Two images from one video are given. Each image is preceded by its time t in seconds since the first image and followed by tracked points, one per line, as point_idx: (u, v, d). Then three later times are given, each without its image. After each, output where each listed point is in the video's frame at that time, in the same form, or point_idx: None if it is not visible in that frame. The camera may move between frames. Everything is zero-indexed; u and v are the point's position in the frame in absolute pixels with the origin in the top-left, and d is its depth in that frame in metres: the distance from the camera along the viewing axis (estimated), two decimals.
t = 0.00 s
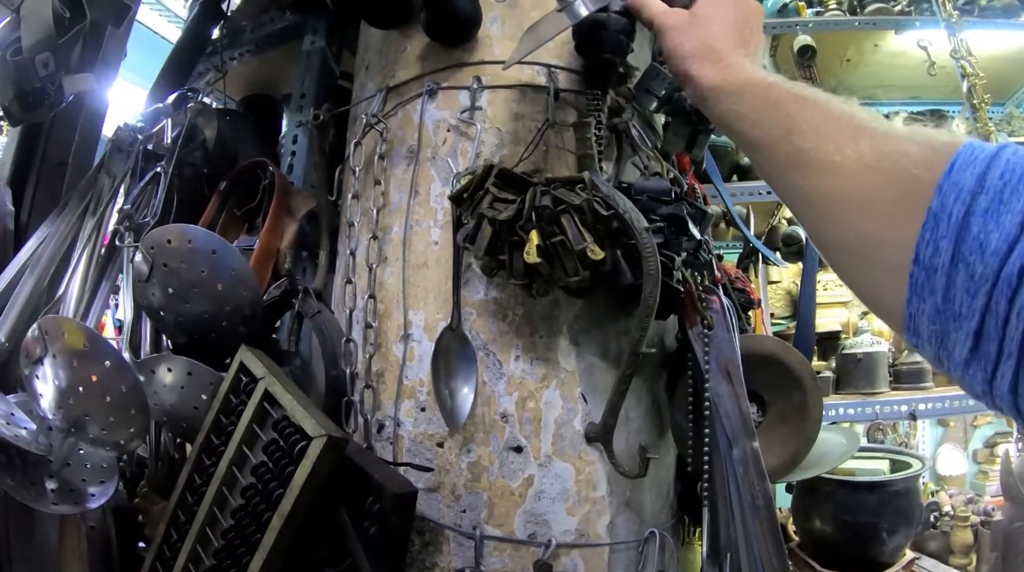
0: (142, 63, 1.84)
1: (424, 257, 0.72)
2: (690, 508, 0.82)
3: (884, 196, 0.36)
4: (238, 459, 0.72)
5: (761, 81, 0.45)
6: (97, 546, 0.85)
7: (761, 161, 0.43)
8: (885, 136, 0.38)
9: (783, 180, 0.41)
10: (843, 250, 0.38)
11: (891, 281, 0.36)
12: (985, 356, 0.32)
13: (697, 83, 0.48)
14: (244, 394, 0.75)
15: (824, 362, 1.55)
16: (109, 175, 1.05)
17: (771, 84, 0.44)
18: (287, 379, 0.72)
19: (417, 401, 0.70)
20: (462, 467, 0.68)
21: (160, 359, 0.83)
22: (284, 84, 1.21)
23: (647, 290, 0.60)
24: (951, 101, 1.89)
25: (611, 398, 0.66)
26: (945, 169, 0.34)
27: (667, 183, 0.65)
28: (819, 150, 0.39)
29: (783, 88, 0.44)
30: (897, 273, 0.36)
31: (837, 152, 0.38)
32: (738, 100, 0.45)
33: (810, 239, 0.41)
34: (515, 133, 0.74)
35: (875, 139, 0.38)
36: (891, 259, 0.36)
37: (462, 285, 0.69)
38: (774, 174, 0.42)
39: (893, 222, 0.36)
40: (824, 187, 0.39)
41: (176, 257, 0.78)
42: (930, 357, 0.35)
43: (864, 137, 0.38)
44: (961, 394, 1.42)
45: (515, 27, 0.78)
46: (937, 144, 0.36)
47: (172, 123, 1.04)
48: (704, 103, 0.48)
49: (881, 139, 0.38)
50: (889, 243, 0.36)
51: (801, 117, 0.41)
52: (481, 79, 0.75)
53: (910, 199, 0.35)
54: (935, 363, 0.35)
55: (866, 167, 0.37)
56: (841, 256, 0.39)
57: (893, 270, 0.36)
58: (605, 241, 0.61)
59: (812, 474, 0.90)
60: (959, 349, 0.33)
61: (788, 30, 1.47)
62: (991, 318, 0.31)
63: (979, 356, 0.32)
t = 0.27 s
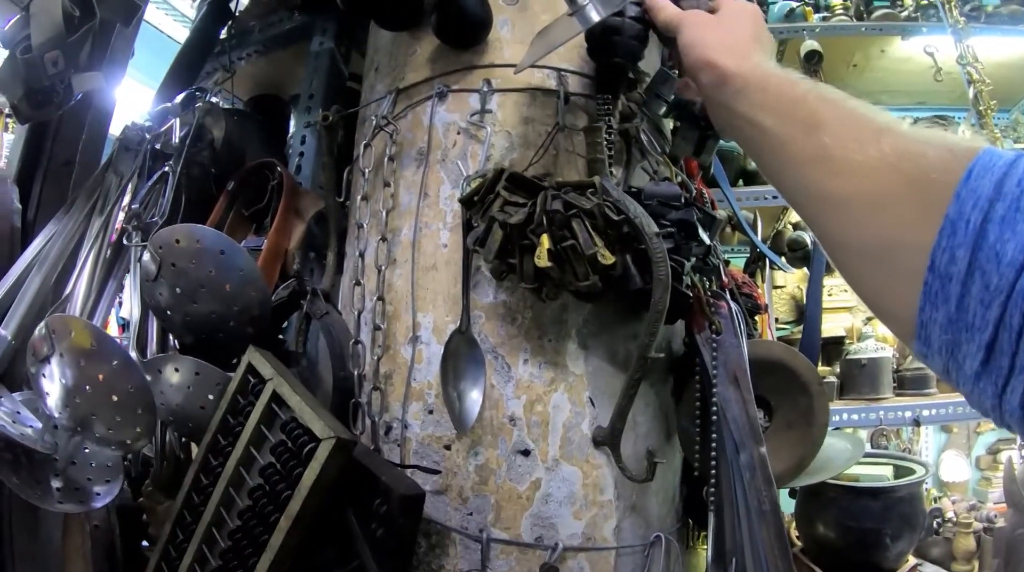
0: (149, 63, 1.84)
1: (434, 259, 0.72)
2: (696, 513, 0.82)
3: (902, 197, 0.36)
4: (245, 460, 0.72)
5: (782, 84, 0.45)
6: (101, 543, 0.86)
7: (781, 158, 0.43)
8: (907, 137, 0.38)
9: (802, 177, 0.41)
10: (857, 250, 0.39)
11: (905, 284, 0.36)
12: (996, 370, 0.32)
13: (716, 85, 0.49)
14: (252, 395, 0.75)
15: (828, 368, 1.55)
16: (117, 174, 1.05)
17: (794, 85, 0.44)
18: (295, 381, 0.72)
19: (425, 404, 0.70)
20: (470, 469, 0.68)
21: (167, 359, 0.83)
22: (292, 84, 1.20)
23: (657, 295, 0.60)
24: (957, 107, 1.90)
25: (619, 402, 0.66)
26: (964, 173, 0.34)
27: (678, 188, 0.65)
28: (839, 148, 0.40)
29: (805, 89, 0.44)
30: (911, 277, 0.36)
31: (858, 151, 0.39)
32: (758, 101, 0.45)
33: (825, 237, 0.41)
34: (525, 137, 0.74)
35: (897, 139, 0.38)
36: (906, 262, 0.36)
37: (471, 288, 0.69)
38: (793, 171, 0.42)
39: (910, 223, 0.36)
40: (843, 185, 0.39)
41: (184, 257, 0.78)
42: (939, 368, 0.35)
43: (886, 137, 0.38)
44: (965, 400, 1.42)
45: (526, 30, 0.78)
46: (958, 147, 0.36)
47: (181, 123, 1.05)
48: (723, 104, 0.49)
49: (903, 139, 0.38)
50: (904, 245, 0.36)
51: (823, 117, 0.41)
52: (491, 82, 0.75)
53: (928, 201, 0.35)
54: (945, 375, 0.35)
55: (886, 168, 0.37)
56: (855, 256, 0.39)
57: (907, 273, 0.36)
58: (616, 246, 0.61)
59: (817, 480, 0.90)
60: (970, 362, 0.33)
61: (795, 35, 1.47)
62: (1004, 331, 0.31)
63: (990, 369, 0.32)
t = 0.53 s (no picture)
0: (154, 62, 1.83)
1: (443, 263, 0.72)
2: (700, 519, 0.82)
3: (915, 202, 0.37)
4: (252, 462, 0.72)
5: (798, 87, 0.46)
6: (104, 542, 0.87)
7: (794, 159, 0.44)
8: (920, 141, 0.39)
9: (815, 178, 0.42)
10: (868, 253, 0.39)
11: (916, 289, 0.37)
12: (1008, 383, 0.33)
13: (731, 88, 0.50)
14: (260, 397, 0.75)
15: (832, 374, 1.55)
16: (125, 173, 1.05)
17: (809, 86, 0.45)
18: (303, 383, 0.72)
19: (433, 407, 0.70)
20: (477, 474, 0.68)
21: (174, 359, 0.83)
22: (300, 85, 1.17)
23: (667, 302, 0.60)
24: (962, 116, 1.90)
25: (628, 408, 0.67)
26: (976, 180, 0.35)
27: (688, 196, 0.66)
28: (853, 151, 0.40)
29: (821, 91, 0.45)
30: (921, 282, 0.37)
31: (871, 154, 0.39)
32: (774, 104, 0.46)
33: (835, 239, 0.42)
34: (536, 142, 0.74)
35: (912, 143, 0.39)
36: (917, 268, 0.37)
37: (481, 293, 0.69)
38: (806, 172, 0.43)
39: (921, 229, 0.36)
40: (855, 188, 0.40)
41: (193, 257, 0.78)
42: (950, 381, 0.35)
43: (900, 140, 0.39)
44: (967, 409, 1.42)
45: (537, 36, 0.78)
46: (972, 153, 0.37)
47: (188, 123, 1.02)
48: (738, 105, 0.49)
49: (917, 143, 0.38)
50: (916, 250, 0.37)
51: (838, 119, 0.42)
52: (502, 87, 0.75)
53: (940, 207, 0.36)
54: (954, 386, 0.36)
55: (899, 172, 0.38)
56: (866, 259, 0.40)
57: (917, 279, 0.37)
58: (627, 253, 0.61)
59: (821, 487, 0.90)
60: (981, 374, 0.33)
61: (802, 42, 1.48)
62: (1017, 342, 0.32)
63: (1002, 381, 0.33)
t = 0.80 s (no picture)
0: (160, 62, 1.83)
1: (452, 268, 0.72)
2: (704, 526, 0.82)
3: (948, 198, 0.34)
4: (259, 464, 0.72)
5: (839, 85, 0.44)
6: (106, 542, 0.86)
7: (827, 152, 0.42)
8: (961, 139, 0.36)
9: (847, 172, 0.40)
10: (896, 252, 0.37)
11: (944, 291, 0.34)
12: None
13: (763, 85, 0.49)
14: (268, 400, 0.75)
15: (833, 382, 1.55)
16: (132, 172, 1.04)
17: (849, 81, 0.43)
18: (311, 386, 0.72)
19: (441, 412, 0.70)
20: (484, 479, 0.68)
21: (181, 360, 0.83)
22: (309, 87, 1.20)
23: (676, 311, 0.61)
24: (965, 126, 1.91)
25: (635, 415, 0.67)
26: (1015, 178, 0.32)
27: (698, 206, 0.66)
28: (888, 146, 0.38)
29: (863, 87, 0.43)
30: (951, 285, 0.34)
31: (908, 149, 0.37)
32: (811, 97, 0.45)
33: (866, 237, 0.39)
34: (546, 149, 0.74)
35: (951, 140, 0.36)
36: (947, 269, 0.34)
37: (490, 299, 0.70)
38: (839, 167, 0.41)
39: (952, 228, 0.34)
40: (887, 183, 0.37)
41: (201, 258, 0.78)
42: (975, 383, 0.32)
43: (940, 137, 0.37)
44: (969, 419, 1.43)
45: (548, 42, 0.78)
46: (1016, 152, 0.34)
47: (196, 123, 1.03)
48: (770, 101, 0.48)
49: (957, 141, 0.36)
50: (946, 250, 0.34)
51: (876, 113, 0.40)
52: (513, 93, 0.75)
53: (973, 205, 0.33)
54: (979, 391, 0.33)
55: (934, 168, 0.35)
56: (895, 259, 0.37)
57: (947, 280, 0.34)
58: (637, 260, 0.62)
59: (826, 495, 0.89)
60: (1007, 379, 0.30)
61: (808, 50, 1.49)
62: None
63: None
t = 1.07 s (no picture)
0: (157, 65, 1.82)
1: (451, 276, 0.73)
2: (702, 532, 0.82)
3: (965, 226, 0.36)
4: (258, 470, 0.72)
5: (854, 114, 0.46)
6: (102, 547, 0.87)
7: (841, 179, 0.43)
8: (978, 168, 0.37)
9: (863, 199, 0.41)
10: (913, 279, 0.38)
11: (963, 316, 0.35)
12: None
13: (779, 110, 0.50)
14: (268, 407, 0.75)
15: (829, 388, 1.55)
16: (130, 176, 1.03)
17: (866, 112, 0.45)
18: (310, 393, 0.73)
19: (440, 419, 0.71)
20: (483, 486, 0.68)
21: (178, 366, 0.82)
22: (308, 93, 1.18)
23: (675, 318, 0.61)
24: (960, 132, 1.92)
25: (634, 423, 0.67)
26: None
27: (697, 214, 0.67)
28: (905, 175, 0.39)
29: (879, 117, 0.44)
30: (969, 310, 0.35)
31: (926, 177, 0.38)
32: (827, 126, 0.46)
33: (882, 263, 0.40)
34: (545, 156, 0.75)
35: (967, 169, 0.37)
36: (964, 294, 0.35)
37: (489, 306, 0.70)
38: (856, 195, 0.42)
39: (971, 255, 0.35)
40: (906, 212, 0.39)
41: (200, 264, 0.78)
42: (989, 413, 0.33)
43: (955, 167, 0.38)
44: (965, 425, 1.43)
45: (547, 50, 0.78)
46: None
47: (195, 127, 1.03)
48: (785, 127, 0.50)
49: (973, 170, 0.37)
50: (964, 276, 0.35)
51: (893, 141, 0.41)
52: (512, 100, 0.75)
53: (990, 233, 0.34)
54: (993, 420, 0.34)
55: (952, 196, 0.37)
56: (910, 284, 0.38)
57: (963, 307, 0.35)
58: (638, 269, 0.62)
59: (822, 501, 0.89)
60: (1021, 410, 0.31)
61: (805, 57, 1.49)
62: None
63: None
